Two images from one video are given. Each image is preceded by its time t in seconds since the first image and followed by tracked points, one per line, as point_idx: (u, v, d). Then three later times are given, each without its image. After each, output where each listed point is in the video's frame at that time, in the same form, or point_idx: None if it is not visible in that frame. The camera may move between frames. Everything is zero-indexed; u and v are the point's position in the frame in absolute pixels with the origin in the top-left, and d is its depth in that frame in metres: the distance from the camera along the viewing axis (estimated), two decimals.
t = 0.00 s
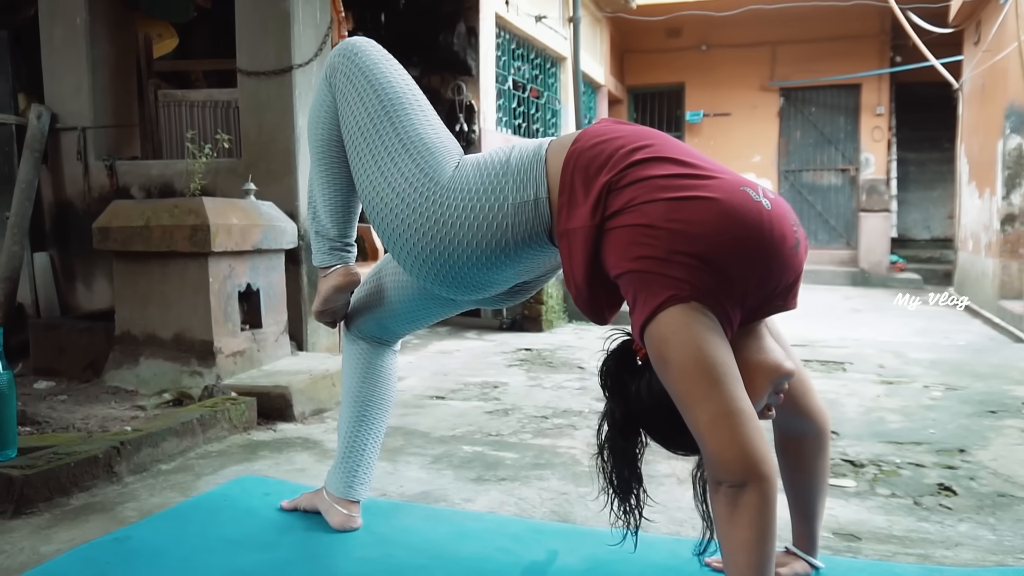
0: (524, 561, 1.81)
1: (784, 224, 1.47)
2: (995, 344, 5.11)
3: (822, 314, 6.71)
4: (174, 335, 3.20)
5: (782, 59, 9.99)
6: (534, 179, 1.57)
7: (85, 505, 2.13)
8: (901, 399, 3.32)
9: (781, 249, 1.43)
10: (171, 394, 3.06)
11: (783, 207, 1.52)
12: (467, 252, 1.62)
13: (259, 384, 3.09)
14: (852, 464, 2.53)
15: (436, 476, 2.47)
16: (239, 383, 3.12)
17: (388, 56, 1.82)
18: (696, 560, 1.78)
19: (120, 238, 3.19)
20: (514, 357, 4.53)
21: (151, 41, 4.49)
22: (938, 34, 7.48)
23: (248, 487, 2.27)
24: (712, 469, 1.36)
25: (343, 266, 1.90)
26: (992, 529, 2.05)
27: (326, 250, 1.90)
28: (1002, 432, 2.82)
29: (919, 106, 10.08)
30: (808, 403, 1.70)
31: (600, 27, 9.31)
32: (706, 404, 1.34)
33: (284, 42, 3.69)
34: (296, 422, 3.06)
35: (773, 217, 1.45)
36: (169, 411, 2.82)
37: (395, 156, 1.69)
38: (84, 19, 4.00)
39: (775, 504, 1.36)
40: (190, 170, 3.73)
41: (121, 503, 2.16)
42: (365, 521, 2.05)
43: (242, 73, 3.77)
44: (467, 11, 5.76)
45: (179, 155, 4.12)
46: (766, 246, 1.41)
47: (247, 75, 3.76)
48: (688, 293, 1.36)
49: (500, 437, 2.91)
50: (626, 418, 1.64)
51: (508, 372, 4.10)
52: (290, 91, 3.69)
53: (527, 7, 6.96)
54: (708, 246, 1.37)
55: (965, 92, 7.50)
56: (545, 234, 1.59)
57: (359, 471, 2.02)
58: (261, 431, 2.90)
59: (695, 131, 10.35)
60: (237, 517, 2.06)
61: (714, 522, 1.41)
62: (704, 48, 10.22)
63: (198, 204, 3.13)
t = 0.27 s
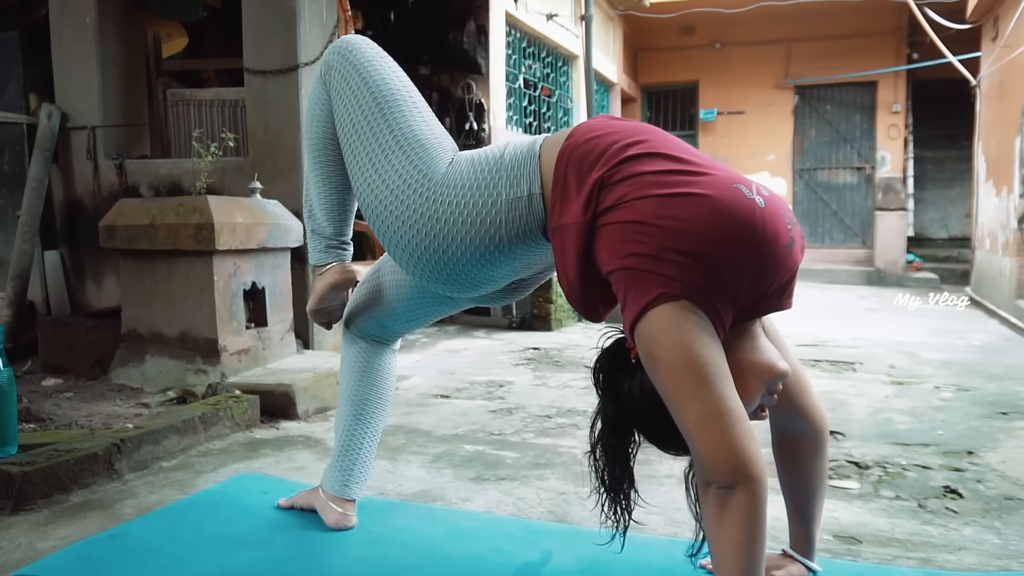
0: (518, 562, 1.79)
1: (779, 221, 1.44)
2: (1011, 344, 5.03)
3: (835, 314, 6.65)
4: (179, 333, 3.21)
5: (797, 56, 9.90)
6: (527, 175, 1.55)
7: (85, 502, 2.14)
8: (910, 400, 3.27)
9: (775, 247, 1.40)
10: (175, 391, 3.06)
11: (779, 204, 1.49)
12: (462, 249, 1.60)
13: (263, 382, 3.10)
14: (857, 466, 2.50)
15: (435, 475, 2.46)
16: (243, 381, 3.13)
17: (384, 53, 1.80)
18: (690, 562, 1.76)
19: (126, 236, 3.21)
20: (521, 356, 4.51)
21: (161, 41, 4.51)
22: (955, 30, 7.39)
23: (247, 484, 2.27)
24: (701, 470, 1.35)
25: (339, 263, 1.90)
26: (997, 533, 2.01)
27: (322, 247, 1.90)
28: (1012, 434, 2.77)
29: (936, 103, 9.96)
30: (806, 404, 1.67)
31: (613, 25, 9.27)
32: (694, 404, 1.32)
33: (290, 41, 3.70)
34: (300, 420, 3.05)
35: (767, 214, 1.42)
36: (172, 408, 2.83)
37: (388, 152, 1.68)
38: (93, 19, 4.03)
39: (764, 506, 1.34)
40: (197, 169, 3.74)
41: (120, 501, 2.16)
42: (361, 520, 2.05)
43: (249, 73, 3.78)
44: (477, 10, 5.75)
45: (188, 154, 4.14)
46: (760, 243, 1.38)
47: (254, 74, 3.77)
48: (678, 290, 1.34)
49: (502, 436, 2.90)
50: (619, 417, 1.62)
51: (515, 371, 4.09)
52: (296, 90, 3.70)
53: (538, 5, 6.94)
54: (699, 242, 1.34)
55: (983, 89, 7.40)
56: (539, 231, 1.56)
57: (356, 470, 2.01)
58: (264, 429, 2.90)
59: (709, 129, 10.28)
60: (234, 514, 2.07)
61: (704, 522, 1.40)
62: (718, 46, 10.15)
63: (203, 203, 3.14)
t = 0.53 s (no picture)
0: (517, 566, 1.78)
1: (776, 227, 1.43)
2: None
3: (853, 317, 6.57)
4: (190, 334, 3.23)
5: (816, 56, 9.81)
6: (524, 180, 1.55)
7: (91, 502, 2.16)
8: (924, 406, 3.23)
9: (772, 253, 1.39)
10: (185, 392, 3.08)
11: (776, 210, 1.48)
12: (459, 254, 1.60)
13: (272, 384, 3.11)
14: (866, 473, 2.46)
15: (440, 478, 2.46)
16: (253, 382, 3.15)
17: (385, 58, 1.81)
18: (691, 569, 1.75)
19: (138, 238, 3.24)
20: (533, 359, 4.50)
21: (176, 44, 4.53)
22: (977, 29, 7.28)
23: (251, 486, 2.28)
24: (696, 478, 1.33)
25: (341, 266, 1.89)
26: (1008, 543, 1.97)
27: (324, 251, 1.90)
28: None
29: (958, 104, 9.82)
30: (807, 410, 1.66)
31: (630, 26, 9.24)
32: (689, 411, 1.31)
33: (302, 43, 3.72)
34: (308, 421, 3.06)
35: (763, 220, 1.41)
36: (181, 409, 2.85)
37: (387, 157, 1.68)
38: (109, 22, 4.07)
39: (760, 515, 1.32)
40: (210, 171, 3.76)
41: (126, 501, 2.18)
42: (362, 522, 2.05)
43: (262, 75, 3.80)
44: (492, 12, 5.75)
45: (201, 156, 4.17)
46: (756, 249, 1.37)
47: (266, 76, 3.79)
48: (673, 296, 1.32)
49: (510, 439, 2.89)
50: (617, 423, 1.61)
51: (525, 374, 4.08)
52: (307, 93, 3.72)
53: (553, 7, 6.92)
54: (695, 249, 1.33)
55: (1005, 89, 7.28)
56: (536, 236, 1.56)
57: (357, 473, 2.01)
58: (272, 430, 2.91)
59: (727, 131, 10.20)
60: (237, 516, 2.07)
61: (699, 530, 1.38)
62: (736, 47, 10.08)
63: (214, 205, 3.17)
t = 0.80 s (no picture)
0: (525, 568, 1.78)
1: (784, 229, 1.41)
2: None
3: (878, 320, 6.48)
4: (209, 334, 3.27)
5: (842, 56, 9.70)
6: (530, 181, 1.55)
7: (108, 498, 2.19)
8: (945, 411, 3.18)
9: (779, 255, 1.37)
10: (204, 391, 3.11)
11: (784, 210, 1.45)
12: (466, 256, 1.60)
13: (289, 384, 3.14)
14: (883, 478, 2.43)
15: (452, 479, 2.46)
16: (270, 382, 3.17)
17: (392, 63, 1.82)
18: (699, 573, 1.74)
19: (159, 238, 3.30)
20: (551, 360, 4.50)
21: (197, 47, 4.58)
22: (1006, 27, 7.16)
23: (264, 485, 2.30)
24: (700, 481, 1.32)
25: (354, 269, 1.88)
26: None
27: (336, 254, 1.90)
28: None
29: (988, 104, 9.66)
30: (817, 414, 1.65)
31: (652, 26, 9.21)
32: (693, 414, 1.30)
33: (321, 46, 3.76)
34: (325, 421, 3.09)
35: (771, 221, 1.39)
36: (199, 408, 2.88)
37: (394, 161, 1.69)
38: (133, 26, 4.14)
39: (764, 520, 1.31)
40: (229, 172, 3.81)
41: (142, 498, 2.21)
42: (373, 522, 2.06)
43: (282, 77, 3.84)
44: (512, 13, 5.75)
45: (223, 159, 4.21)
46: (762, 251, 1.35)
47: (286, 79, 3.83)
48: (678, 299, 1.32)
49: (523, 441, 2.89)
50: (623, 426, 1.61)
51: (542, 375, 4.08)
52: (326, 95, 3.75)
53: (574, 8, 6.91)
54: (700, 250, 1.32)
55: None
56: (543, 237, 1.56)
57: (368, 474, 2.03)
58: (288, 430, 2.94)
59: (751, 131, 10.12)
60: (249, 514, 2.10)
61: (703, 534, 1.37)
62: (760, 47, 10.01)
63: (233, 206, 3.21)
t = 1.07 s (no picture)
0: (529, 569, 1.78)
1: (787, 230, 1.39)
2: None
3: (902, 322, 6.39)
4: (227, 334, 3.32)
5: (867, 55, 9.58)
6: (532, 184, 1.55)
7: (122, 495, 2.23)
8: (965, 415, 3.13)
9: (782, 257, 1.35)
10: (220, 390, 3.15)
11: (787, 211, 1.44)
12: (470, 259, 1.61)
13: (304, 383, 3.17)
14: (897, 482, 2.40)
15: (462, 479, 2.47)
16: (286, 381, 3.21)
17: (397, 67, 1.83)
18: None
19: (178, 239, 3.35)
20: (567, 361, 4.49)
21: (219, 50, 4.64)
22: None
23: (276, 484, 2.33)
24: (698, 484, 1.32)
25: (357, 271, 1.91)
26: None
27: (341, 256, 1.92)
28: None
29: (1018, 102, 9.48)
30: (823, 418, 1.63)
31: (675, 26, 9.16)
32: (692, 416, 1.30)
33: (339, 49, 3.79)
34: (339, 421, 3.11)
35: (772, 223, 1.37)
36: (215, 407, 2.92)
37: (398, 164, 1.70)
38: (156, 31, 4.20)
39: (762, 524, 1.30)
40: (247, 174, 3.85)
41: (155, 495, 2.25)
42: (380, 522, 2.08)
43: (300, 80, 3.88)
44: (531, 14, 5.74)
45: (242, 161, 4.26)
46: (764, 253, 1.33)
47: (304, 81, 3.87)
48: (679, 301, 1.31)
49: (535, 442, 2.89)
50: (629, 430, 1.57)
51: (558, 376, 4.07)
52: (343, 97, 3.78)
53: (595, 8, 6.91)
54: (701, 252, 1.31)
55: None
56: (546, 240, 1.56)
57: (375, 473, 2.04)
58: (302, 429, 2.97)
59: (774, 131, 10.03)
60: (259, 512, 2.13)
61: (702, 537, 1.36)
62: (785, 46, 9.92)
63: (250, 208, 3.24)
